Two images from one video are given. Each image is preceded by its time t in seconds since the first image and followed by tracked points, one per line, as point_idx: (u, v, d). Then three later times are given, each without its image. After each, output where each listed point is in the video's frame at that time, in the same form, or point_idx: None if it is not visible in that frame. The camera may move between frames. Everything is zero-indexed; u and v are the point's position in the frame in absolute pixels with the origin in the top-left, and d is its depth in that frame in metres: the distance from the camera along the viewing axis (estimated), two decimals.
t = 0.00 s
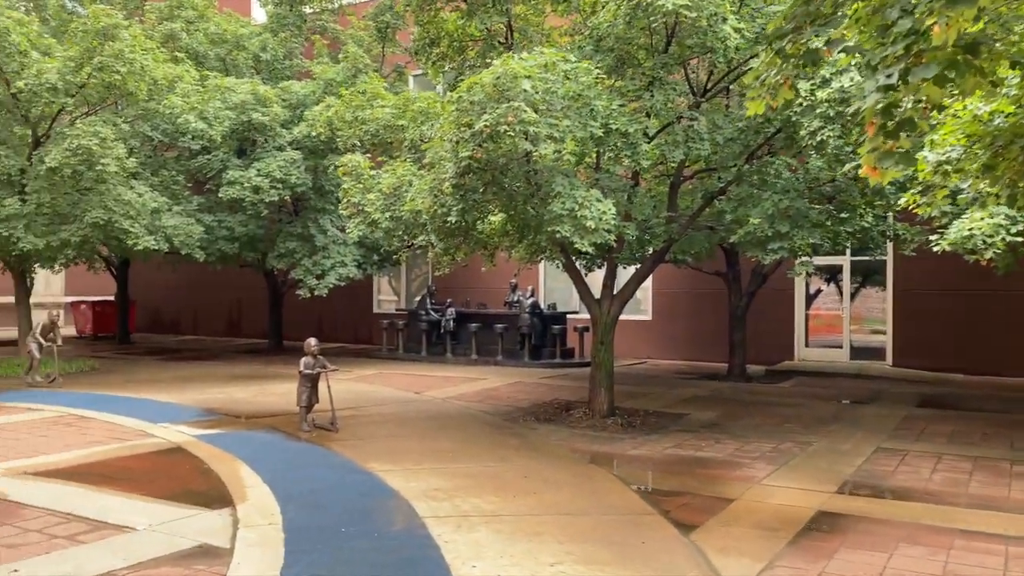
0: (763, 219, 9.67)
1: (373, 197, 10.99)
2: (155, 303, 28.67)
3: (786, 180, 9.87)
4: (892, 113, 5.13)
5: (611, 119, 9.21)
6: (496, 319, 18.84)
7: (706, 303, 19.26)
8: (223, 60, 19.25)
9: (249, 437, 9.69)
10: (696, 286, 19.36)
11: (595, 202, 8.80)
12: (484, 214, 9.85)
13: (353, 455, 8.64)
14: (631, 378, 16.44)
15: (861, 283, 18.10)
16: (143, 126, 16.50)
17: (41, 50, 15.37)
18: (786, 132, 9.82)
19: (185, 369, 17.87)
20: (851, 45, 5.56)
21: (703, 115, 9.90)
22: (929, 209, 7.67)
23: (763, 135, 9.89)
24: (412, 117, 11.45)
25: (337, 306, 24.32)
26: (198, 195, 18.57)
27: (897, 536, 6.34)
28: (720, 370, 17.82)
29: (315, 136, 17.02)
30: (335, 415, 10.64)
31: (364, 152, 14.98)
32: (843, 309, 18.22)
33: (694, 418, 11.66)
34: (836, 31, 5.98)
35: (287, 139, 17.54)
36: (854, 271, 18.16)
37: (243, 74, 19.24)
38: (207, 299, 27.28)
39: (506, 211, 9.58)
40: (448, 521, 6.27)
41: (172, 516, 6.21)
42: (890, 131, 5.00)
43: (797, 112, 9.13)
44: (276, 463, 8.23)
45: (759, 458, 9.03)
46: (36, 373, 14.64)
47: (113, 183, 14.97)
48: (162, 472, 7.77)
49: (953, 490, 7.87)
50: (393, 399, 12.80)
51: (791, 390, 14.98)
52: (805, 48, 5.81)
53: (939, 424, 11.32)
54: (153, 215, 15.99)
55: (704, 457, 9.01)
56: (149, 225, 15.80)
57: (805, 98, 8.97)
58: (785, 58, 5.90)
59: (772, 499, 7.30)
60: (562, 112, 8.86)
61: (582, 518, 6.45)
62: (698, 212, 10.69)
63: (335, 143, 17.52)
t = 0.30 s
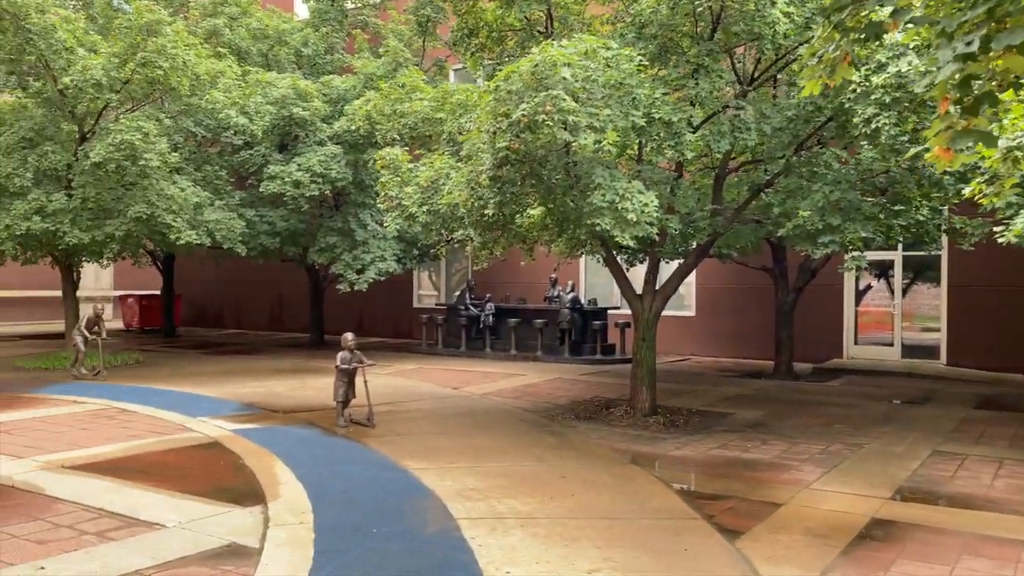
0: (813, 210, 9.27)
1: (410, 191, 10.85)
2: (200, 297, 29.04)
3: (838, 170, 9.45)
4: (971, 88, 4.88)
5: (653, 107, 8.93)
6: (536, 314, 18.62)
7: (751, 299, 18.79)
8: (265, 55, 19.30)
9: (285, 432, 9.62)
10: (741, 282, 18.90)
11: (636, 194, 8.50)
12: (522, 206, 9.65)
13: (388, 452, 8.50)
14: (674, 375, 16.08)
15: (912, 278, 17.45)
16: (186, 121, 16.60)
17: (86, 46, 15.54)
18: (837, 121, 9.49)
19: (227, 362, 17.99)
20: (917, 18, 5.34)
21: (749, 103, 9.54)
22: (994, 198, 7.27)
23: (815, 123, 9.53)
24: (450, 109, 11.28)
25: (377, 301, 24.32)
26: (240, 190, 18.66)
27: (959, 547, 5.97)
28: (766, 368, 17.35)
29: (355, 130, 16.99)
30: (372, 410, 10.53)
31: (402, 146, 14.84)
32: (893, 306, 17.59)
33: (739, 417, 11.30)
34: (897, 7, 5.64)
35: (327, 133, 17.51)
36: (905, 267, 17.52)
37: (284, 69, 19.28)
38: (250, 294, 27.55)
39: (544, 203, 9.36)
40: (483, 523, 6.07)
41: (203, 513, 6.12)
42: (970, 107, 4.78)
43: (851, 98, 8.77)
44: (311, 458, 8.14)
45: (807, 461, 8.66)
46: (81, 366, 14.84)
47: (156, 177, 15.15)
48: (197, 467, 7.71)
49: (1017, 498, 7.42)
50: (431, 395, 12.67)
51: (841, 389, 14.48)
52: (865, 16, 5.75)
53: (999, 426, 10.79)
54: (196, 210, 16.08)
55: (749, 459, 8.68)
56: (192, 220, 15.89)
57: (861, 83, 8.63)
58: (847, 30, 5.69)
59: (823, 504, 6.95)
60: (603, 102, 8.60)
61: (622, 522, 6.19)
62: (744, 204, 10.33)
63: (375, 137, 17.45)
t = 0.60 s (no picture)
0: (866, 202, 8.81)
1: (446, 184, 10.64)
2: (240, 292, 29.27)
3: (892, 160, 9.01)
4: None
5: (697, 95, 8.60)
6: (575, 310, 18.31)
7: (796, 295, 18.26)
8: (303, 49, 19.27)
9: (318, 429, 9.47)
10: (786, 277, 18.38)
11: (679, 185, 8.16)
12: (560, 199, 9.37)
13: (422, 450, 8.29)
14: (716, 374, 15.66)
15: (965, 275, 16.78)
16: (224, 115, 16.63)
17: (126, 41, 15.65)
18: (891, 108, 9.05)
19: (265, 357, 18.01)
20: None
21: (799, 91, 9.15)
22: None
23: (868, 111, 9.09)
24: (486, 100, 11.03)
25: (415, 297, 24.22)
26: (278, 184, 18.67)
27: None
28: (812, 367, 16.82)
29: (392, 123, 16.86)
30: (406, 407, 10.34)
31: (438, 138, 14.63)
32: (945, 304, 16.93)
33: (784, 418, 10.88)
34: None
35: (365, 127, 17.41)
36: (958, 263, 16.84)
37: (322, 63, 19.23)
38: (289, 288, 27.68)
39: (583, 196, 9.08)
40: (517, 528, 5.81)
41: (231, 513, 5.96)
42: None
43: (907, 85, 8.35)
44: (344, 456, 7.98)
45: (858, 465, 8.24)
46: (120, 359, 14.93)
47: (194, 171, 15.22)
48: (228, 464, 7.59)
49: None
50: (467, 392, 12.46)
51: (891, 389, 13.93)
52: None
53: None
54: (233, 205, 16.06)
55: (797, 462, 8.28)
56: (229, 214, 15.88)
57: (919, 67, 8.19)
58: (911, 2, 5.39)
59: (877, 512, 6.56)
60: (644, 88, 8.35)
61: (663, 529, 5.89)
62: (792, 197, 9.91)
63: (412, 130, 17.31)
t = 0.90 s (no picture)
0: (917, 190, 8.40)
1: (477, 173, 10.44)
2: (275, 283, 29.38)
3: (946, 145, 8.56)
4: None
5: (737, 78, 8.21)
6: (609, 303, 17.97)
7: (838, 289, 17.75)
8: (335, 40, 19.16)
9: (348, 422, 9.33)
10: (827, 270, 17.87)
11: (719, 172, 7.84)
12: (594, 188, 9.10)
13: (451, 446, 8.08)
14: (754, 369, 15.25)
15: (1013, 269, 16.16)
16: (256, 106, 16.57)
17: (159, 32, 15.68)
18: (943, 92, 8.62)
19: (298, 349, 17.98)
20: None
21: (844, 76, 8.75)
22: None
23: (918, 96, 8.66)
24: (519, 87, 10.77)
25: (447, 289, 24.08)
26: (310, 176, 18.60)
27: None
28: (853, 362, 16.32)
29: (424, 114, 16.68)
30: (436, 401, 10.16)
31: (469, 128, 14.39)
32: (992, 298, 16.29)
33: (827, 416, 10.49)
34: None
35: (397, 118, 17.23)
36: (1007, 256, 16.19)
37: (355, 54, 19.10)
38: (323, 280, 27.70)
39: (617, 185, 8.81)
40: (548, 529, 5.57)
41: (254, 509, 5.80)
42: None
43: (962, 66, 7.90)
44: (372, 451, 7.81)
45: (907, 466, 7.85)
46: (154, 350, 14.97)
47: (226, 163, 15.18)
48: (254, 458, 7.45)
49: None
50: (498, 386, 12.24)
51: (938, 386, 13.42)
52: None
53: None
54: (266, 196, 16.00)
55: (842, 462, 7.93)
56: (261, 206, 15.82)
57: (975, 46, 7.75)
58: None
59: (929, 518, 6.20)
60: (682, 71, 8.03)
61: (702, 532, 5.61)
62: (837, 185, 9.52)
63: (444, 120, 17.12)
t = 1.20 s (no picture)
0: (963, 180, 7.97)
1: (502, 165, 10.20)
2: (302, 278, 29.36)
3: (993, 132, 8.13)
4: None
5: (772, 63, 7.77)
6: (637, 299, 17.61)
7: (874, 284, 17.23)
8: (359, 32, 19.00)
9: (369, 420, 9.13)
10: (862, 265, 17.36)
11: (753, 162, 7.50)
12: (622, 179, 8.80)
13: (473, 447, 7.83)
14: (787, 366, 14.83)
15: None
16: (281, 100, 16.35)
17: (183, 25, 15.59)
18: (991, 77, 8.18)
19: (322, 344, 17.86)
20: None
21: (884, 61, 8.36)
22: None
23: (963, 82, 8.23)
24: (544, 77, 10.50)
25: (472, 284, 23.85)
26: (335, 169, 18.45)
27: None
28: (890, 360, 15.82)
29: (448, 106, 16.44)
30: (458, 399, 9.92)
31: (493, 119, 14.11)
32: None
33: (864, 416, 10.08)
34: None
35: (421, 111, 16.99)
36: None
37: (379, 46, 18.89)
38: (349, 274, 27.61)
39: (645, 177, 8.49)
40: (573, 538, 5.30)
41: (267, 513, 5.59)
42: None
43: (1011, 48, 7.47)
44: (392, 452, 7.58)
45: (952, 471, 7.45)
46: (178, 345, 14.92)
47: (249, 156, 15.06)
48: (271, 458, 7.26)
49: None
50: (523, 383, 11.97)
51: (980, 385, 12.91)
52: None
53: None
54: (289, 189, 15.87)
55: (882, 467, 7.55)
56: (285, 200, 15.68)
57: None
58: None
59: (980, 529, 5.82)
60: (715, 56, 7.71)
61: (736, 543, 5.30)
62: (876, 176, 9.11)
63: (468, 112, 16.86)
